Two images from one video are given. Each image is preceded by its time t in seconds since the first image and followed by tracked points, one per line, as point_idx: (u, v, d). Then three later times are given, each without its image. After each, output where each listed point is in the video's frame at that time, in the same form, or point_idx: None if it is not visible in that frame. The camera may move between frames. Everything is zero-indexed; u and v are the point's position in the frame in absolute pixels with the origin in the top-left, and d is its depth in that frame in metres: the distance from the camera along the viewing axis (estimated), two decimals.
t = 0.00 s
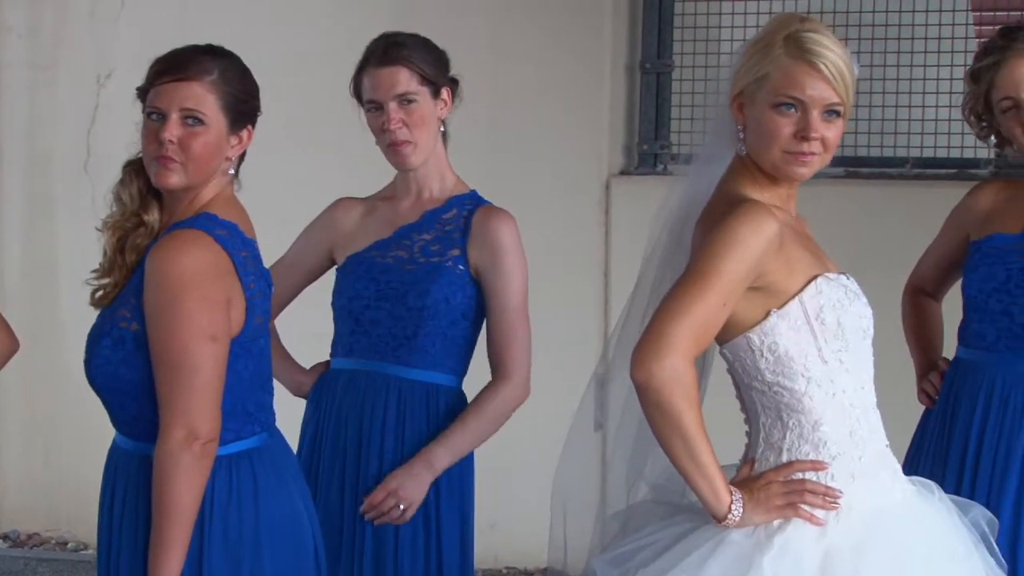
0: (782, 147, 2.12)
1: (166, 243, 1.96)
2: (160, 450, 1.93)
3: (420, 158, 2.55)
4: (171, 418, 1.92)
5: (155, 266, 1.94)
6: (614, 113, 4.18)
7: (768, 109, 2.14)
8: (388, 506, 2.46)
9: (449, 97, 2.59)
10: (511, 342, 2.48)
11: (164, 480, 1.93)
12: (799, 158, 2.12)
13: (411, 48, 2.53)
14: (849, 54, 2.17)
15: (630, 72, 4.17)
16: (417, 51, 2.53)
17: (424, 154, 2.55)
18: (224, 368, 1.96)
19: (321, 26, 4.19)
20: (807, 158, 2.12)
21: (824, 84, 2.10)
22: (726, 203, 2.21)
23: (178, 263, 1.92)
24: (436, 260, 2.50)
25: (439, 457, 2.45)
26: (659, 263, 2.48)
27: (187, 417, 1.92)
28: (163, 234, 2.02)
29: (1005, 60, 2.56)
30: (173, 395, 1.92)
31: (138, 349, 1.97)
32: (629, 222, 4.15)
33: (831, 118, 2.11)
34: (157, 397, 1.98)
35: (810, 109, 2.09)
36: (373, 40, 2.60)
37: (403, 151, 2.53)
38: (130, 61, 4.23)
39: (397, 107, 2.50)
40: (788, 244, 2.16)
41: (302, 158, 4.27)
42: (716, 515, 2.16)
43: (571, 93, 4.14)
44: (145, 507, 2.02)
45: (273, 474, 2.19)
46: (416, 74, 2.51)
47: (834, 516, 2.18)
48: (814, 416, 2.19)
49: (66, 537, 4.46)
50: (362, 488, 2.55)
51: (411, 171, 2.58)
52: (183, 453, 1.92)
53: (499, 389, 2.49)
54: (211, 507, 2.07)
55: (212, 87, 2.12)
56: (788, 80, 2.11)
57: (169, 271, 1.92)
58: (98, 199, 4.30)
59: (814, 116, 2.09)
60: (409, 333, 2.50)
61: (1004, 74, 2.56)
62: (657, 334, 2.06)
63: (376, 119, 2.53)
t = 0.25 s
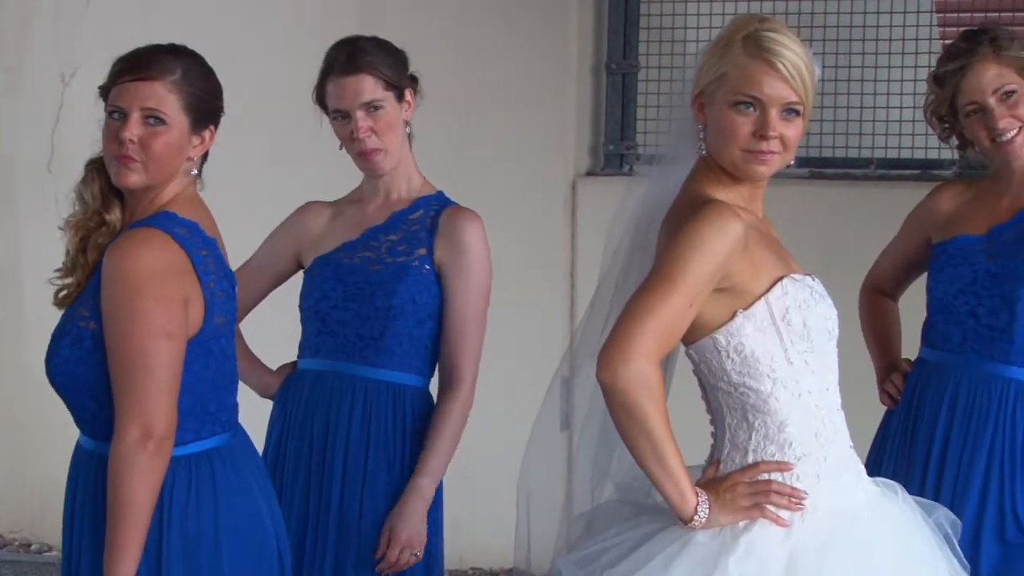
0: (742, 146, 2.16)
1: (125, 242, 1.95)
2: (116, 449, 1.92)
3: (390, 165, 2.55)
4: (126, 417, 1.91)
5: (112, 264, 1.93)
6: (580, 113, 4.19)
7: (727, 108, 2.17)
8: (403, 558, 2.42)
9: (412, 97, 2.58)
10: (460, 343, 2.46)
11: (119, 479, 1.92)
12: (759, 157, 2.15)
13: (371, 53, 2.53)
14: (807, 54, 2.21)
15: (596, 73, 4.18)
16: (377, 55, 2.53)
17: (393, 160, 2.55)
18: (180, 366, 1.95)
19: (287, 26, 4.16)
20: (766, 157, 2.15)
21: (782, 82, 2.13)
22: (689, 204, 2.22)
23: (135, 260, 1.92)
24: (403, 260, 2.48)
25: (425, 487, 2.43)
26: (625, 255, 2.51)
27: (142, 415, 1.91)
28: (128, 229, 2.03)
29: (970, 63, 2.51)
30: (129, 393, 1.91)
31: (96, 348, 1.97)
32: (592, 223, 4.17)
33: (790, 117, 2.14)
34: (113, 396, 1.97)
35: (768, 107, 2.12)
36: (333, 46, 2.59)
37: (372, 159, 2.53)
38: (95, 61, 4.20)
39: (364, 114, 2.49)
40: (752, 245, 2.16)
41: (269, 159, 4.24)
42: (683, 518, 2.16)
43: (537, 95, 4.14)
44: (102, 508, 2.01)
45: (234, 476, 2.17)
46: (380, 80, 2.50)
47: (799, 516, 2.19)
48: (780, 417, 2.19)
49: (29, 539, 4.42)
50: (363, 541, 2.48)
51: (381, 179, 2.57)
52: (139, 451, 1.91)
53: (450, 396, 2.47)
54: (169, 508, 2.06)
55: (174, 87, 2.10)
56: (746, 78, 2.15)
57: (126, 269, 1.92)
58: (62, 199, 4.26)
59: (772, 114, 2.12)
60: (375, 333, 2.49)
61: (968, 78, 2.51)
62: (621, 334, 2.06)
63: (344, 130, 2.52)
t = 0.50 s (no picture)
0: (716, 146, 2.17)
1: (95, 241, 1.94)
2: (85, 449, 1.90)
3: (370, 171, 2.57)
4: (95, 416, 1.90)
5: (81, 264, 1.92)
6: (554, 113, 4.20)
7: (701, 108, 2.18)
8: (393, 562, 2.42)
9: (384, 101, 2.60)
10: (430, 341, 2.46)
11: (88, 479, 1.90)
12: (733, 157, 2.16)
13: (344, 59, 2.53)
14: (782, 54, 2.22)
15: (569, 72, 4.20)
16: (348, 61, 2.53)
17: (374, 168, 2.57)
18: (150, 366, 1.94)
19: (264, 27, 4.15)
20: (740, 157, 2.16)
21: (755, 83, 2.15)
22: (665, 204, 2.22)
23: (104, 260, 1.91)
24: (375, 259, 2.47)
25: (410, 490, 2.43)
26: (597, 262, 2.52)
27: (111, 414, 1.90)
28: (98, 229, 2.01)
29: (946, 62, 2.50)
30: (98, 393, 1.89)
31: (66, 348, 1.96)
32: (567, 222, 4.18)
33: (764, 117, 2.16)
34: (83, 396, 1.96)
35: (743, 107, 2.13)
36: (301, 53, 2.58)
37: (353, 168, 2.55)
38: (67, 61, 4.17)
39: (343, 124, 2.50)
40: (727, 245, 2.16)
41: (244, 159, 4.22)
42: (657, 517, 2.16)
43: (513, 96, 4.16)
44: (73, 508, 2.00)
45: (206, 478, 2.16)
46: (356, 88, 2.52)
47: (773, 517, 2.20)
48: (753, 418, 2.19)
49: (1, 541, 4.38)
50: (341, 546, 2.45)
51: (362, 187, 2.59)
52: (108, 451, 1.90)
53: (423, 392, 2.46)
54: (140, 509, 2.05)
55: (148, 87, 2.09)
56: (720, 79, 2.16)
57: (95, 268, 1.90)
58: (34, 199, 4.23)
59: (746, 114, 2.14)
60: (348, 331, 2.48)
61: (944, 77, 2.50)
62: (598, 333, 2.06)
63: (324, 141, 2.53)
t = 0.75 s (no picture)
0: (691, 147, 2.18)
1: (69, 240, 1.94)
2: (59, 448, 1.90)
3: (350, 177, 2.59)
4: (69, 416, 1.89)
5: (54, 262, 1.91)
6: (528, 112, 4.25)
7: (676, 109, 2.20)
8: (365, 558, 2.43)
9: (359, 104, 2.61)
10: (405, 341, 2.46)
11: (63, 478, 1.90)
12: (708, 157, 2.17)
13: (321, 64, 2.53)
14: (757, 55, 2.24)
15: (543, 72, 4.24)
16: (320, 67, 2.52)
17: (353, 173, 2.58)
18: (124, 366, 1.93)
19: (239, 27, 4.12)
20: (716, 157, 2.18)
21: (732, 84, 2.17)
22: (641, 204, 2.23)
23: (77, 259, 1.91)
24: (347, 257, 2.47)
25: (383, 484, 2.43)
26: (569, 265, 2.54)
27: (85, 413, 1.89)
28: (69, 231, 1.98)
29: (923, 60, 2.50)
30: (72, 392, 1.89)
31: (41, 347, 1.95)
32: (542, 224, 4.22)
33: (740, 118, 2.17)
34: (57, 396, 1.95)
35: (719, 108, 2.15)
36: (274, 59, 2.56)
37: (334, 174, 2.56)
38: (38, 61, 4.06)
39: (325, 131, 2.51)
40: (701, 245, 2.17)
41: (220, 160, 4.19)
42: (630, 516, 2.16)
43: (491, 101, 4.19)
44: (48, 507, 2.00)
45: (181, 479, 2.15)
46: (336, 94, 2.52)
47: (746, 517, 2.20)
48: (726, 417, 2.20)
49: None
50: (311, 541, 2.47)
51: (335, 191, 2.59)
52: (82, 450, 1.89)
53: (401, 389, 2.46)
54: (115, 509, 2.04)
55: (124, 87, 2.09)
56: (696, 80, 2.18)
57: (69, 267, 1.90)
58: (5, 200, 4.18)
59: (722, 115, 2.15)
60: (320, 330, 2.48)
61: (920, 75, 2.50)
62: (575, 332, 2.06)
63: (307, 150, 2.53)
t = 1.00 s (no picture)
0: (661, 148, 2.20)
1: (40, 239, 1.93)
2: (29, 449, 1.89)
3: (321, 178, 2.60)
4: (40, 417, 1.88)
5: (25, 262, 1.90)
6: (497, 113, 4.28)
7: (647, 110, 2.22)
8: (319, 557, 2.46)
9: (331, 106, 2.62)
10: (370, 340, 2.47)
11: (33, 479, 1.89)
12: (678, 159, 2.20)
13: (292, 66, 2.53)
14: (727, 57, 2.27)
15: (511, 74, 4.28)
16: (293, 69, 2.53)
17: (323, 173, 2.59)
18: (94, 367, 1.93)
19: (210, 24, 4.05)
20: (685, 159, 2.20)
21: (702, 86, 2.19)
22: (610, 204, 2.23)
23: (49, 259, 1.90)
24: (312, 257, 2.50)
25: (338, 483, 2.45)
26: (538, 265, 2.54)
27: (55, 414, 1.89)
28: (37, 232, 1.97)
29: (894, 56, 2.49)
30: (43, 393, 1.88)
31: (9, 347, 1.95)
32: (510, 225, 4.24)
33: (709, 120, 2.20)
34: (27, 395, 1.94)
35: (688, 110, 2.18)
36: (244, 60, 2.56)
37: (304, 175, 2.57)
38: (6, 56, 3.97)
39: (296, 134, 2.52)
40: (670, 247, 2.17)
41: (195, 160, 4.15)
42: (596, 517, 2.15)
43: (464, 102, 4.22)
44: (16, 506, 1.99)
45: (151, 479, 2.15)
46: (308, 96, 2.53)
47: (711, 518, 2.21)
48: (692, 418, 2.20)
49: None
50: (277, 542, 2.53)
51: (304, 193, 2.60)
52: (52, 451, 1.89)
53: (361, 386, 2.46)
54: (85, 509, 2.03)
55: (92, 87, 2.08)
56: (666, 82, 2.20)
57: (40, 267, 1.89)
58: None
59: (691, 117, 2.18)
60: (286, 330, 2.51)
61: (890, 71, 2.49)
62: (543, 332, 2.06)
63: (278, 152, 2.54)
